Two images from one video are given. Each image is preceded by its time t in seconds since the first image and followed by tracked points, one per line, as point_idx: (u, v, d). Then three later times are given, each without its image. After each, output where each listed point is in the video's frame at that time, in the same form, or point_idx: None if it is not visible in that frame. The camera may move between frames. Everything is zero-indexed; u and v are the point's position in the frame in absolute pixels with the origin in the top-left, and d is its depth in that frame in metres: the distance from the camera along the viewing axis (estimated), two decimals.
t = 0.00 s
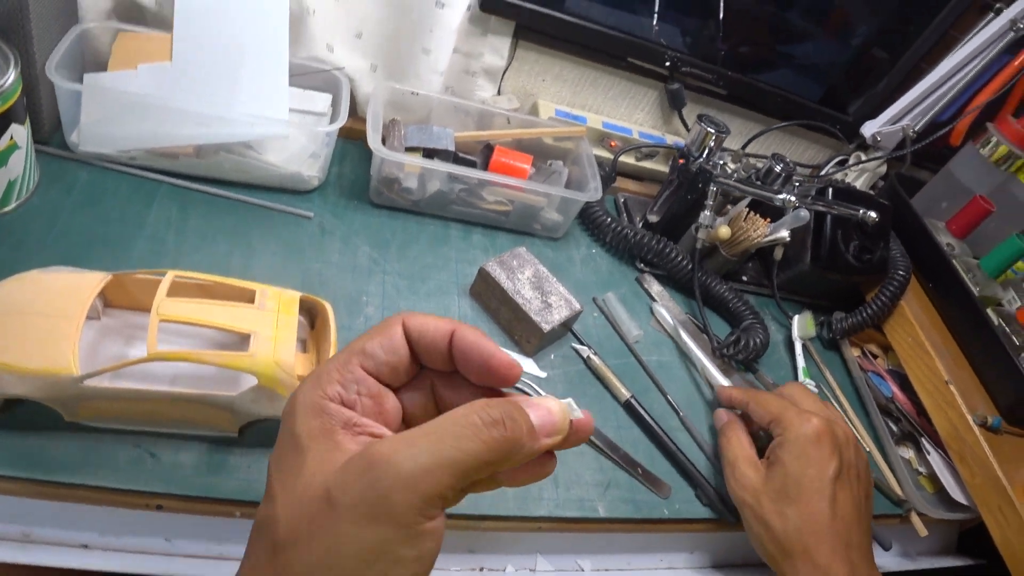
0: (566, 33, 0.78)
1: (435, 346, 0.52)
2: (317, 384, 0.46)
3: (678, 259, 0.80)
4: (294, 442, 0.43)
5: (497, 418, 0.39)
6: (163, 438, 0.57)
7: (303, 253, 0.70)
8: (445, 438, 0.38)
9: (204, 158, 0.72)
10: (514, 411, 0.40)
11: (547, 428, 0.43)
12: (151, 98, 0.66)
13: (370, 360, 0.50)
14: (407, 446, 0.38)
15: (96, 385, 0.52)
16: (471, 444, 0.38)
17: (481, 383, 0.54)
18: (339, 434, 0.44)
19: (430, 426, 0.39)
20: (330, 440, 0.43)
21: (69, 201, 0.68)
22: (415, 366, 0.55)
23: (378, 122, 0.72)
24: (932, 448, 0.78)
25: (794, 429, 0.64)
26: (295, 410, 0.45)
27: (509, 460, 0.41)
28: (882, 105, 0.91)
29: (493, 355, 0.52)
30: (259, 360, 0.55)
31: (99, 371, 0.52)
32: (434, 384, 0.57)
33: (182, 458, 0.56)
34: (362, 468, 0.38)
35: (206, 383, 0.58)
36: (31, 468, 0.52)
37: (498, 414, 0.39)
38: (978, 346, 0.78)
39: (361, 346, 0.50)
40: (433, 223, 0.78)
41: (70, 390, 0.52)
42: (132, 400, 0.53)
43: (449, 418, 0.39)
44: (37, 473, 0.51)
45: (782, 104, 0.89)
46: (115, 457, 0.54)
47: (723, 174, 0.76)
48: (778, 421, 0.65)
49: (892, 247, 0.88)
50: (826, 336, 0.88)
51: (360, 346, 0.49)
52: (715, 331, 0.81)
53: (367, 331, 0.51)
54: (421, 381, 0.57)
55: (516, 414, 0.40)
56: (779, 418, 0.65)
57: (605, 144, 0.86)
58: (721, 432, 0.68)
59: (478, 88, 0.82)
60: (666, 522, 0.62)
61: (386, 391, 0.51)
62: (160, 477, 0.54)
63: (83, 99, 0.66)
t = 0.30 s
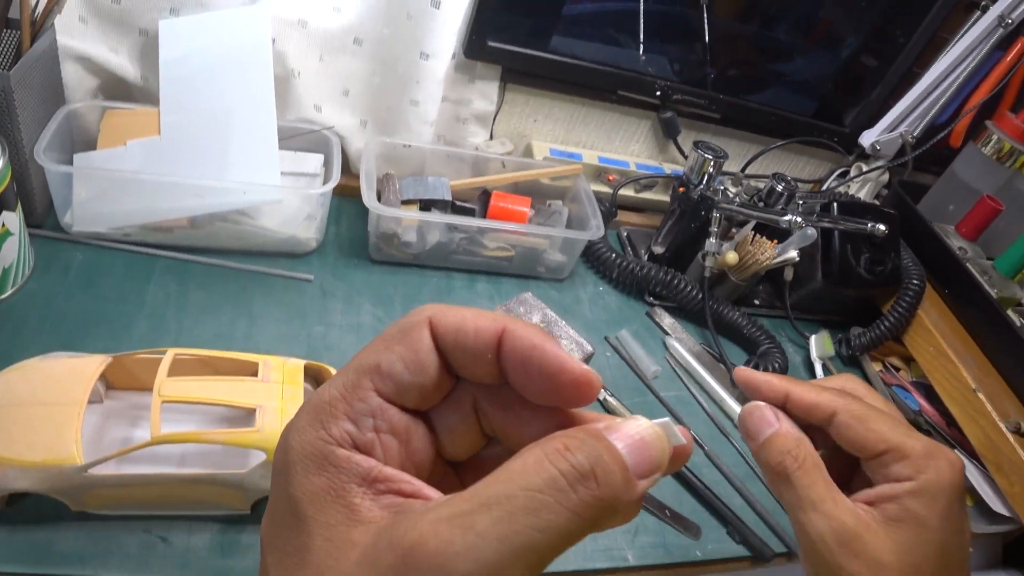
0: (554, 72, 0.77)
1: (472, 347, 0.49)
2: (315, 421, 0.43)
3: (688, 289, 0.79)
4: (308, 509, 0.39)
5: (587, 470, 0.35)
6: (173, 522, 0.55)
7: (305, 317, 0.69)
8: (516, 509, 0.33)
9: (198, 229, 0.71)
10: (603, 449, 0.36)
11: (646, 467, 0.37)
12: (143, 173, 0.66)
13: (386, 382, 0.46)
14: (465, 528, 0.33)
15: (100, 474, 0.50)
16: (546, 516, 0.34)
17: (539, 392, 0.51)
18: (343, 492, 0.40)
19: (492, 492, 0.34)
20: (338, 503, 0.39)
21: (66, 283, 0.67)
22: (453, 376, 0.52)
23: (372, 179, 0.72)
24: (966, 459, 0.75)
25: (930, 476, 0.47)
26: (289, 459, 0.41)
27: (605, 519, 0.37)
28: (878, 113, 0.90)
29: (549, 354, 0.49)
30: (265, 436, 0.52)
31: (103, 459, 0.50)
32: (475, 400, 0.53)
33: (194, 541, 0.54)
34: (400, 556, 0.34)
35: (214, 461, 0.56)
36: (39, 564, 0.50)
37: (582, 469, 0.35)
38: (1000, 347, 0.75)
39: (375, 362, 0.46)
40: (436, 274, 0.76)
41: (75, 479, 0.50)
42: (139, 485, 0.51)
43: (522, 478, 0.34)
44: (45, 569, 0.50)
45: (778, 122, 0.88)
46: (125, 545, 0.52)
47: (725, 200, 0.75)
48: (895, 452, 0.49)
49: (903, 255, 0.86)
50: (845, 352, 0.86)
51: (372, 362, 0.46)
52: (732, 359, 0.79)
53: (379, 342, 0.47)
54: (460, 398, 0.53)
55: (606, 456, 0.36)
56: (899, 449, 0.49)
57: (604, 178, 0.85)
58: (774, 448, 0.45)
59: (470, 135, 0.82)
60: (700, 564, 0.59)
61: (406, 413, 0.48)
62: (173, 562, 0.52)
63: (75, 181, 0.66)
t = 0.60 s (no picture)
0: (534, 86, 0.78)
1: (457, 408, 0.49)
2: (334, 458, 0.43)
3: (678, 294, 0.79)
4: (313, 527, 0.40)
5: (550, 499, 0.37)
6: (170, 547, 0.55)
7: (296, 339, 0.69)
8: (493, 525, 0.36)
9: (187, 258, 0.71)
10: (555, 489, 0.38)
11: (592, 508, 0.43)
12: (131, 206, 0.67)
13: (392, 431, 0.47)
14: (458, 534, 0.35)
15: (96, 502, 0.50)
16: (519, 530, 0.36)
17: (512, 452, 0.51)
18: (358, 517, 0.41)
19: (479, 509, 0.36)
20: (351, 522, 0.40)
21: (57, 317, 0.67)
22: (437, 434, 0.52)
23: (356, 200, 0.72)
24: (966, 450, 0.74)
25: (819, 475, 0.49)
26: (310, 490, 0.42)
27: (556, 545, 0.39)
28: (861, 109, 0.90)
29: (520, 419, 0.49)
30: (256, 458, 0.53)
31: (98, 487, 0.50)
32: (456, 451, 0.53)
33: (191, 565, 0.54)
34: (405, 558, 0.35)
35: (210, 485, 0.56)
36: None
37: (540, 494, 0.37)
38: (996, 338, 0.75)
39: (381, 415, 0.47)
40: (425, 292, 0.77)
41: (69, 509, 0.50)
42: (134, 513, 0.51)
43: (494, 499, 0.37)
44: None
45: (761, 123, 0.88)
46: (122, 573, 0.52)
47: (710, 203, 0.76)
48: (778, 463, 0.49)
49: (893, 250, 0.86)
50: (840, 350, 0.85)
51: (381, 413, 0.47)
52: (726, 361, 0.79)
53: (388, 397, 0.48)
54: (444, 451, 0.53)
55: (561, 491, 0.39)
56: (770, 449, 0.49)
57: (589, 189, 0.86)
58: (676, 508, 0.40)
59: (454, 152, 0.82)
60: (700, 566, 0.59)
61: (407, 462, 0.49)
62: None
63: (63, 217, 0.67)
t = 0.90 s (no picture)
0: (528, 80, 0.78)
1: (437, 430, 0.49)
2: (335, 473, 0.44)
3: (677, 284, 0.79)
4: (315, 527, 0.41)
5: (528, 488, 0.37)
6: (179, 546, 0.55)
7: (298, 338, 0.69)
8: (476, 513, 0.36)
9: (188, 260, 0.71)
10: (535, 482, 0.38)
11: (563, 500, 0.43)
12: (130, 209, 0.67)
13: (383, 449, 0.47)
14: (446, 523, 0.36)
15: (104, 503, 0.51)
16: (504, 516, 0.36)
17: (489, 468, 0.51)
18: (358, 517, 0.42)
19: (467, 500, 0.37)
20: (352, 521, 0.41)
21: (60, 322, 0.67)
22: (423, 451, 0.52)
23: (355, 197, 0.73)
24: (966, 433, 0.75)
25: (804, 482, 0.46)
26: (313, 499, 0.42)
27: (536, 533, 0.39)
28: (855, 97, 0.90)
29: (491, 435, 0.49)
30: (262, 455, 0.53)
31: (105, 488, 0.50)
32: (441, 465, 0.53)
33: (200, 563, 0.54)
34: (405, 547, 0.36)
35: (216, 483, 0.57)
36: None
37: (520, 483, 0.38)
38: (996, 321, 0.75)
39: (373, 432, 0.47)
40: (425, 287, 0.77)
41: (78, 511, 0.50)
42: (142, 512, 0.52)
43: (477, 491, 0.37)
44: None
45: (756, 113, 0.88)
46: (132, 573, 0.53)
47: (707, 193, 0.76)
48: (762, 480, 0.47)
49: (890, 236, 0.87)
50: (840, 336, 0.86)
51: (372, 433, 0.47)
52: (726, 350, 0.79)
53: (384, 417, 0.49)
54: (430, 465, 0.53)
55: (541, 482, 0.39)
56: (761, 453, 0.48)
57: (587, 182, 0.86)
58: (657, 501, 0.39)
59: (451, 148, 0.83)
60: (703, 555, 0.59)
61: (400, 476, 0.49)
62: None
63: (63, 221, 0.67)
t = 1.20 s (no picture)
0: (526, 74, 0.78)
1: (438, 432, 0.50)
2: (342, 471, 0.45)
3: (674, 278, 0.80)
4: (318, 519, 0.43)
5: (510, 466, 0.40)
6: (178, 538, 0.55)
7: (295, 331, 0.69)
8: (458, 490, 0.38)
9: (186, 253, 0.72)
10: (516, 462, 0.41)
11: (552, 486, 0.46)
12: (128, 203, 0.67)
13: (386, 451, 0.48)
14: (430, 498, 0.38)
15: (102, 496, 0.51)
16: (486, 491, 0.38)
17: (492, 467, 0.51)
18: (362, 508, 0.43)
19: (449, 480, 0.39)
20: (353, 512, 0.42)
21: (59, 316, 0.67)
22: (428, 454, 0.52)
23: (353, 191, 0.73)
24: (962, 428, 0.75)
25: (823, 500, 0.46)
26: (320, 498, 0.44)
27: (521, 512, 0.42)
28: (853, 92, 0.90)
29: (484, 429, 0.50)
30: (259, 448, 0.53)
31: (104, 481, 0.50)
32: (445, 465, 0.54)
33: (198, 555, 0.54)
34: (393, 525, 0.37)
35: (215, 476, 0.57)
36: None
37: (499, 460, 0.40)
38: (993, 316, 0.75)
39: (376, 434, 0.48)
40: (423, 281, 0.77)
41: (77, 503, 0.51)
42: (141, 505, 0.52)
43: (459, 471, 0.39)
44: None
45: (754, 108, 0.88)
46: (131, 565, 0.53)
47: (704, 187, 0.76)
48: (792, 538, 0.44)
49: (887, 231, 0.87)
50: (836, 331, 0.86)
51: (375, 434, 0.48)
52: (722, 344, 0.79)
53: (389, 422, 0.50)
54: (436, 466, 0.54)
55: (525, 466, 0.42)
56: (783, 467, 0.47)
57: (584, 175, 0.86)
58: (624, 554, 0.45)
59: (448, 142, 0.83)
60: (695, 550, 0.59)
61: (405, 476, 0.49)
62: None
63: (61, 215, 0.67)
